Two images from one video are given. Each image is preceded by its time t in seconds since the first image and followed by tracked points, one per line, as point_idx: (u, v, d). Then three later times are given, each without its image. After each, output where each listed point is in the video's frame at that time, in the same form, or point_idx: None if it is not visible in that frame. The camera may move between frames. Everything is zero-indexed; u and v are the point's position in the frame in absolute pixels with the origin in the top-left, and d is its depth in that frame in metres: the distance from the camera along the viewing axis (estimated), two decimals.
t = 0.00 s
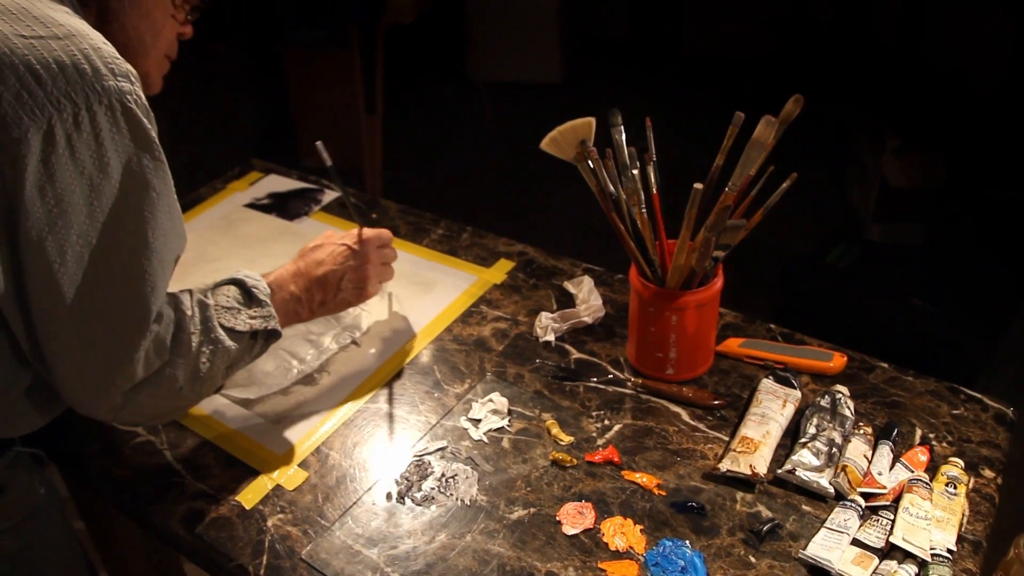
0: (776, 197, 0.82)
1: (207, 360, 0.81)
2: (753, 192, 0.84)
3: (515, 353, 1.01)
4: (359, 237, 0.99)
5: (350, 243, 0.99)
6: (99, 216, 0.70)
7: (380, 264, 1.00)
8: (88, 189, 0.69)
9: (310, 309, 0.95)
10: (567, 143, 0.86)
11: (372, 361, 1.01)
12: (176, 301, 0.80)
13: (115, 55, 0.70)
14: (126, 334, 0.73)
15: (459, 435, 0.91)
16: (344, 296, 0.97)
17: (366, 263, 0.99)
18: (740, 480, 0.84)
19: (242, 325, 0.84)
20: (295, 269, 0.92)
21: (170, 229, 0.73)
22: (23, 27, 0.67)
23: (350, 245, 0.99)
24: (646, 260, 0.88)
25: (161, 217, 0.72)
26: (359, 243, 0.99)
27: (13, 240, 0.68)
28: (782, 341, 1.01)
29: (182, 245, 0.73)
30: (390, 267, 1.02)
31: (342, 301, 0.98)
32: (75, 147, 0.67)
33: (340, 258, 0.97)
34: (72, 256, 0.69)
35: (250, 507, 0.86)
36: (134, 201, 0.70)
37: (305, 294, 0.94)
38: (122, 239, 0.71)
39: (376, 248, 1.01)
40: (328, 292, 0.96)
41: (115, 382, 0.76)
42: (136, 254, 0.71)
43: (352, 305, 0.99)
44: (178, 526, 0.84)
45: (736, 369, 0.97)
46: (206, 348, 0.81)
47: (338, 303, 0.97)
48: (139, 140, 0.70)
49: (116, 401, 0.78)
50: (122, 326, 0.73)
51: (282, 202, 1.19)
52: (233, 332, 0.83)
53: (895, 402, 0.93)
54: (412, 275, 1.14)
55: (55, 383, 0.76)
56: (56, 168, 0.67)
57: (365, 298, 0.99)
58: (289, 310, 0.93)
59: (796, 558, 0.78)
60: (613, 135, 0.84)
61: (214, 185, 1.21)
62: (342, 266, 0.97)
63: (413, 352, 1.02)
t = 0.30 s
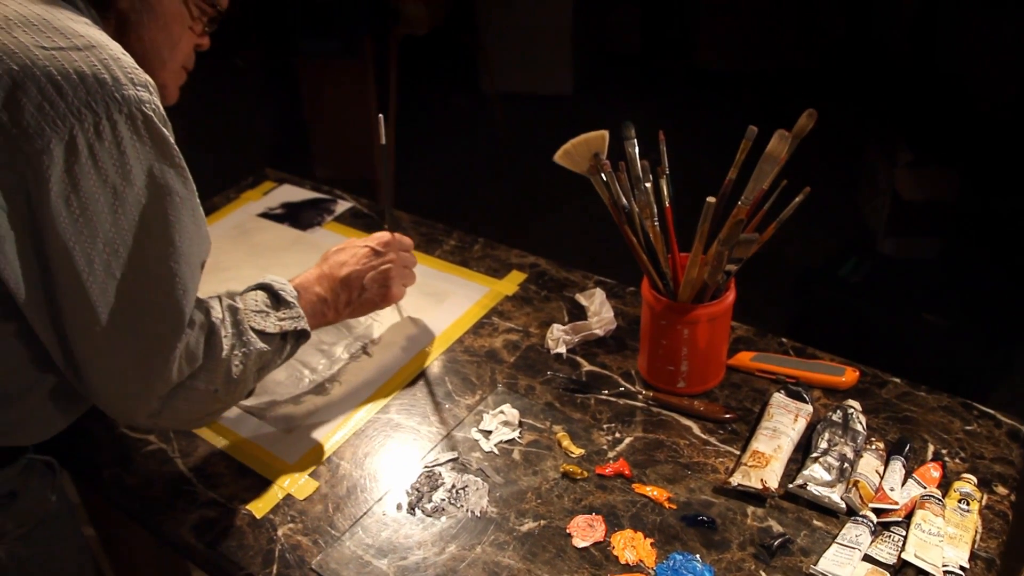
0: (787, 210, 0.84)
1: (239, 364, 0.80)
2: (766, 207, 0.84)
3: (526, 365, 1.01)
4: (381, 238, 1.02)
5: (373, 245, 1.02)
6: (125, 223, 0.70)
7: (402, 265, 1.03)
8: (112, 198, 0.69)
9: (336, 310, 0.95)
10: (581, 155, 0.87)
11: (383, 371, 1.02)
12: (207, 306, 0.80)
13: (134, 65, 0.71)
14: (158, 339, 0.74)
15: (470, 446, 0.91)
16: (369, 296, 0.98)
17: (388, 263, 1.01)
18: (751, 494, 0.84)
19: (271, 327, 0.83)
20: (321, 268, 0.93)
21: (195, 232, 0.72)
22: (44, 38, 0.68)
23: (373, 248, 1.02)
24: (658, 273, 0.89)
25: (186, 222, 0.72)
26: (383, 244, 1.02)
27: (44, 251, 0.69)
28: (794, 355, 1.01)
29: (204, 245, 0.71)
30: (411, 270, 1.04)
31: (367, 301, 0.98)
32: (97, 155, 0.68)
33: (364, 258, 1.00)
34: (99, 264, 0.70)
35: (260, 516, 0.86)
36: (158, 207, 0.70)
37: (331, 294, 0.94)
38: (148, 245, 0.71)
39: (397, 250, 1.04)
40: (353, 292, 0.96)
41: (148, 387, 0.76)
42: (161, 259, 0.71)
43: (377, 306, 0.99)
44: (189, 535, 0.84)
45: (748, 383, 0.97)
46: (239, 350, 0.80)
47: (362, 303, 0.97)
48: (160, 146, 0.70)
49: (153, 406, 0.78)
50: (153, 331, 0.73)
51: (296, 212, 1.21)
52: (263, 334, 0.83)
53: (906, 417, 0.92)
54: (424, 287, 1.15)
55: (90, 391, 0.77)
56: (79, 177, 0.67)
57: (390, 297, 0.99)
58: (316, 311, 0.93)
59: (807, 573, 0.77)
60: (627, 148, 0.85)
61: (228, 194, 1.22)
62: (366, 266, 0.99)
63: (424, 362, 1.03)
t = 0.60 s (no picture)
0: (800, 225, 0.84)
1: (260, 370, 0.81)
2: (778, 221, 0.84)
3: (536, 377, 1.02)
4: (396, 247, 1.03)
5: (388, 254, 1.02)
6: (143, 230, 0.70)
7: (417, 274, 1.03)
8: (131, 205, 0.69)
9: (352, 318, 0.95)
10: (594, 169, 0.87)
11: (393, 381, 1.02)
12: (227, 313, 0.80)
13: (153, 75, 0.71)
14: (178, 346, 0.74)
15: (480, 458, 0.91)
16: (385, 304, 0.98)
17: (404, 272, 1.01)
18: (761, 509, 0.84)
19: (290, 334, 0.84)
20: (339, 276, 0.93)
21: (213, 239, 0.73)
22: (65, 49, 0.69)
23: (388, 257, 1.02)
24: (670, 288, 0.89)
25: (205, 229, 0.72)
26: (398, 253, 1.03)
27: (65, 260, 0.70)
28: (805, 369, 1.01)
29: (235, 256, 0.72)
30: (426, 279, 1.05)
31: (383, 309, 0.98)
32: (116, 164, 0.68)
33: (379, 267, 1.00)
34: (118, 271, 0.70)
35: (270, 526, 0.86)
36: (176, 215, 0.71)
37: (348, 303, 0.94)
38: (168, 252, 0.71)
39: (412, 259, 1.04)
40: (369, 300, 0.97)
41: (168, 394, 0.76)
42: (180, 266, 0.72)
43: (393, 315, 1.00)
44: (199, 544, 0.84)
45: (758, 397, 0.97)
46: (259, 357, 0.81)
47: (378, 311, 0.98)
48: (179, 155, 0.70)
49: (172, 413, 0.78)
50: (172, 338, 0.74)
51: (308, 221, 1.22)
52: (282, 341, 0.83)
53: (918, 433, 0.92)
54: (434, 298, 1.15)
55: (111, 399, 0.77)
56: (99, 186, 0.68)
57: (406, 306, 1.00)
58: (333, 318, 0.93)
59: None
60: (639, 162, 0.85)
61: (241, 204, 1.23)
62: (381, 274, 0.99)
63: (435, 373, 1.03)
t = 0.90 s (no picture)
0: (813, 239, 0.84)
1: (273, 378, 0.81)
2: (790, 236, 0.85)
3: (548, 390, 1.02)
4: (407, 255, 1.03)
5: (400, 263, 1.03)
6: (160, 238, 0.71)
7: (428, 283, 1.03)
8: (147, 214, 0.70)
9: (364, 327, 0.95)
10: (606, 182, 0.88)
11: (404, 392, 1.02)
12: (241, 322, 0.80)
13: (170, 85, 0.72)
14: (194, 354, 0.74)
15: (491, 471, 0.91)
16: (396, 313, 0.99)
17: (415, 280, 1.02)
18: (772, 524, 0.84)
19: (303, 343, 0.84)
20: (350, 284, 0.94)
21: (229, 248, 0.73)
22: (84, 59, 0.70)
23: (399, 266, 1.03)
24: (682, 302, 0.89)
25: (221, 237, 0.73)
26: (409, 262, 1.04)
27: (83, 268, 0.71)
28: (817, 384, 1.01)
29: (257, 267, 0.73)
30: (437, 287, 1.05)
31: (394, 318, 0.98)
32: (134, 173, 0.69)
33: (391, 275, 1.01)
34: (135, 279, 0.71)
35: (280, 536, 0.86)
36: (192, 224, 0.71)
37: (360, 312, 0.95)
38: (185, 261, 0.72)
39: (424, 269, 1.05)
40: (381, 309, 0.97)
41: (182, 401, 0.76)
42: (195, 275, 0.72)
43: (404, 323, 1.00)
44: (209, 553, 0.85)
45: (770, 412, 0.97)
46: (274, 364, 0.81)
47: (390, 320, 0.98)
48: (196, 163, 0.71)
49: (187, 422, 0.79)
50: (188, 346, 0.74)
51: (321, 232, 1.22)
52: (297, 350, 0.83)
53: (931, 449, 0.92)
54: (445, 309, 1.15)
55: (126, 406, 0.78)
56: (116, 195, 0.69)
57: (418, 315, 1.00)
58: (345, 327, 0.94)
59: None
60: (652, 175, 0.86)
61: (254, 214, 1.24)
62: (393, 283, 0.99)
63: (446, 385, 1.03)
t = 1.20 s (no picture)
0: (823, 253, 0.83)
1: (283, 390, 0.82)
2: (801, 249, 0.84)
3: (557, 403, 1.02)
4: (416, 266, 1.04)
5: (409, 274, 1.03)
6: (172, 249, 0.71)
7: (438, 294, 1.03)
8: (161, 224, 0.71)
9: (374, 339, 0.96)
10: (617, 196, 0.87)
11: (414, 403, 1.03)
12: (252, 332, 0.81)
13: (184, 97, 0.73)
14: (204, 364, 0.75)
15: (500, 483, 0.92)
16: (406, 324, 0.99)
17: (424, 291, 1.02)
18: (782, 539, 0.83)
19: (313, 353, 0.85)
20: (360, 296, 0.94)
21: (240, 259, 0.74)
22: (100, 71, 0.71)
23: (408, 276, 1.03)
24: (692, 315, 0.89)
25: (232, 248, 0.73)
26: (418, 272, 1.04)
27: (97, 278, 0.71)
28: (827, 398, 1.00)
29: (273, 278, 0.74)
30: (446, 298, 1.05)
31: (404, 329, 0.99)
32: (147, 184, 0.70)
33: (400, 286, 1.01)
34: (147, 289, 0.71)
35: (289, 546, 0.86)
36: (205, 234, 0.72)
37: (369, 323, 0.95)
38: (197, 271, 0.73)
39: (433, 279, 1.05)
40: (390, 321, 0.97)
41: (193, 411, 0.77)
42: (207, 285, 0.73)
43: (413, 335, 1.00)
44: (218, 563, 0.85)
45: (779, 426, 0.97)
46: (283, 375, 0.81)
47: (399, 332, 0.98)
48: (208, 174, 0.71)
49: (196, 432, 0.79)
50: (199, 356, 0.75)
51: (332, 243, 1.23)
52: (307, 361, 0.84)
53: (942, 464, 0.92)
54: (454, 321, 1.16)
55: (136, 415, 0.79)
56: (130, 205, 0.69)
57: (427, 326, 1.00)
58: (355, 338, 0.94)
59: None
60: (663, 188, 0.85)
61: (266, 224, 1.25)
62: (402, 294, 1.00)
63: (456, 396, 1.04)
